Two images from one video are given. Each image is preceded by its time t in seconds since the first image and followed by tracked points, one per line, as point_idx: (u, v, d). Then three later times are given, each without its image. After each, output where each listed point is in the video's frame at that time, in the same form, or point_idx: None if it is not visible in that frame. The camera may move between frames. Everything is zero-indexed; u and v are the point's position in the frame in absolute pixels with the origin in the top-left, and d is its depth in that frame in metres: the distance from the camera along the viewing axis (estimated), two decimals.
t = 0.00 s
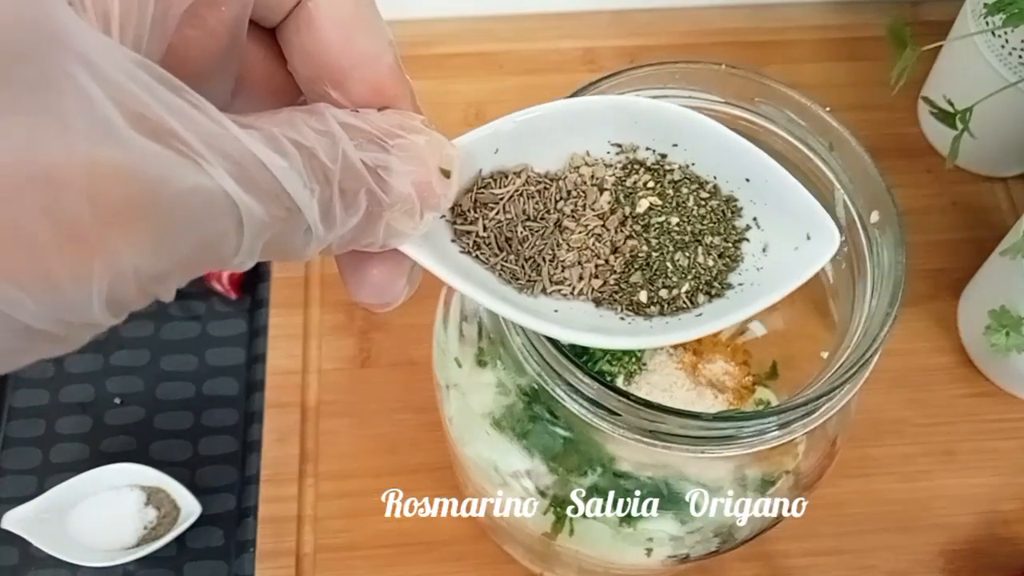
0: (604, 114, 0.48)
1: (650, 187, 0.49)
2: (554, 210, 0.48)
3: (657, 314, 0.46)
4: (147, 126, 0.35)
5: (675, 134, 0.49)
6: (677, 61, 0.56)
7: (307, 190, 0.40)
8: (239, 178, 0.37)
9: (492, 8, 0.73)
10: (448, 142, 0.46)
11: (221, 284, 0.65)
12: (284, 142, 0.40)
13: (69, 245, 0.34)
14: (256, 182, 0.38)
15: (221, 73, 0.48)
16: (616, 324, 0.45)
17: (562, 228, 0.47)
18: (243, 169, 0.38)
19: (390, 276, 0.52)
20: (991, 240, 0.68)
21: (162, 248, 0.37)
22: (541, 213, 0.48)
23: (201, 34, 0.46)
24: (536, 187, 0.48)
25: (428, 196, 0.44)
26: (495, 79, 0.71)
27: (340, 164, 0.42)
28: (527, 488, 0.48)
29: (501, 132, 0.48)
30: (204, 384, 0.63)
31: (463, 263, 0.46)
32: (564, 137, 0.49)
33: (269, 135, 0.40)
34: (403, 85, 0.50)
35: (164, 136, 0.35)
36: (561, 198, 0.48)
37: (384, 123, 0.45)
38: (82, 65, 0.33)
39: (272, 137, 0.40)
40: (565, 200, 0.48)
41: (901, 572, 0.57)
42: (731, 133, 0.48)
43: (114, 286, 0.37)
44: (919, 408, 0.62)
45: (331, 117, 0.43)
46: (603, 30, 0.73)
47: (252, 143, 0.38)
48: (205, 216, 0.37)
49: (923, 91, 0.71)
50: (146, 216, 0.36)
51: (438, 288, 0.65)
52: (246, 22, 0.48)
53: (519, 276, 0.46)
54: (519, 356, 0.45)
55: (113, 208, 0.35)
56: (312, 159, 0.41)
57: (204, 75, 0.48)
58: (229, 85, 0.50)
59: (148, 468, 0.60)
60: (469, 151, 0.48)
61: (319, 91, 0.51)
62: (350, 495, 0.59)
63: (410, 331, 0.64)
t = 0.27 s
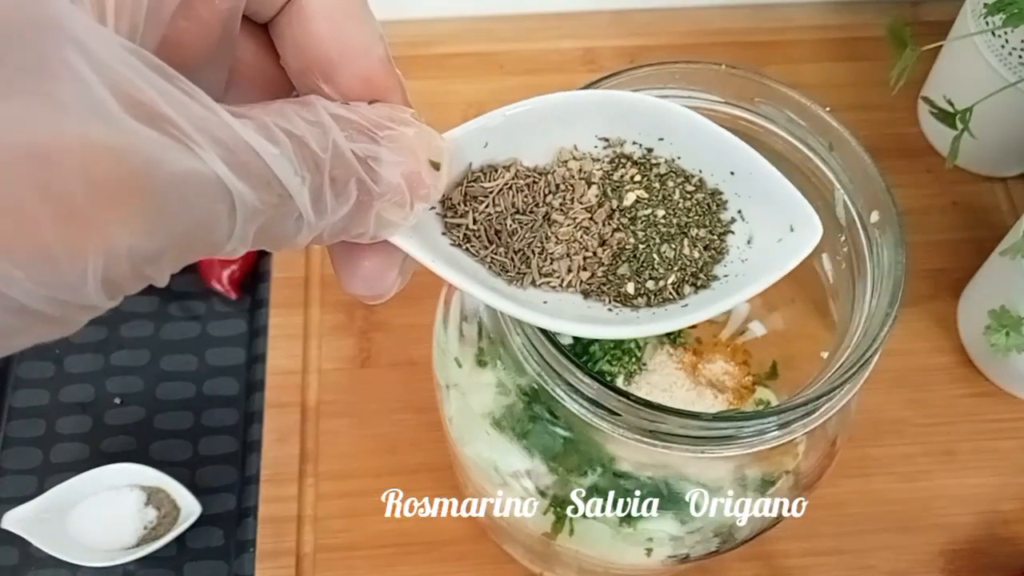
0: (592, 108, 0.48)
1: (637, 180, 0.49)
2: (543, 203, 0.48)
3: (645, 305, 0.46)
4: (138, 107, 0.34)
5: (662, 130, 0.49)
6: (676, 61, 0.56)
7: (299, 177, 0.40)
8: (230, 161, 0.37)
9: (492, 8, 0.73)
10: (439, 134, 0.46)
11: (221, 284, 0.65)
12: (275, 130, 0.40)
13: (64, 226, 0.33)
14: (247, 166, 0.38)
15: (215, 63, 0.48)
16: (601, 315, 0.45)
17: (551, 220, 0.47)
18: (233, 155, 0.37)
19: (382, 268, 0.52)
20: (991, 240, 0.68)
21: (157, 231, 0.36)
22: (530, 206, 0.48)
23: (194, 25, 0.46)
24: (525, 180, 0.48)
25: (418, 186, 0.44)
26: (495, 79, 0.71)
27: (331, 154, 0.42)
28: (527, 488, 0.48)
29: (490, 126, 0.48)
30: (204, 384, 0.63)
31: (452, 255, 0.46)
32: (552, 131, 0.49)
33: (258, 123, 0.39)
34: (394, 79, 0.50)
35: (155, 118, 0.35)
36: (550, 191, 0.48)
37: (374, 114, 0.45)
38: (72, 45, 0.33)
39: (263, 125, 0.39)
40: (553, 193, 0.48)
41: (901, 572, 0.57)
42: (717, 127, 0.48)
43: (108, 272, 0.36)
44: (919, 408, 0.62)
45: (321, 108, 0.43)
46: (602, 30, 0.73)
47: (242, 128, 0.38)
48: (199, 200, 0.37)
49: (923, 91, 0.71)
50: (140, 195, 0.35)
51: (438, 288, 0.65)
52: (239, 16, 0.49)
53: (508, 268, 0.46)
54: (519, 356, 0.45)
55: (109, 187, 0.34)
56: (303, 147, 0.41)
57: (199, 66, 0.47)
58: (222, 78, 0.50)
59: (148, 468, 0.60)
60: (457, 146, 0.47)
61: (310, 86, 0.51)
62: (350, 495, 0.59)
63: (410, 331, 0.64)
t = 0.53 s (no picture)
0: (594, 115, 0.48)
1: (638, 186, 0.49)
2: (545, 208, 0.48)
3: (646, 310, 0.46)
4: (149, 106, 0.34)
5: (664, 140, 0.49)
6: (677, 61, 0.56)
7: (306, 178, 0.40)
8: (239, 161, 0.37)
9: (492, 8, 0.73)
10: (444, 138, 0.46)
11: (221, 284, 0.65)
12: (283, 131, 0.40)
13: (77, 223, 0.33)
14: (256, 166, 0.38)
15: (221, 66, 0.48)
16: (600, 319, 0.45)
17: (553, 225, 0.47)
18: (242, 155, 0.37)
19: (387, 270, 0.52)
20: (990, 240, 0.68)
21: (167, 230, 0.36)
22: (533, 211, 0.48)
23: (202, 29, 0.46)
24: (528, 185, 0.48)
25: (423, 188, 0.44)
26: (495, 79, 0.71)
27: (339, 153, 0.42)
28: (527, 488, 0.48)
29: (494, 131, 0.48)
30: (204, 384, 0.63)
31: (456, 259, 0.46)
32: (555, 138, 0.49)
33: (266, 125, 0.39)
34: (398, 84, 0.50)
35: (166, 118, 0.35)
36: (552, 197, 0.48)
37: (379, 117, 0.45)
38: (83, 44, 0.33)
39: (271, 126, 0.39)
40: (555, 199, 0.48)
41: (901, 572, 0.57)
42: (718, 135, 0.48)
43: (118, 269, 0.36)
44: (919, 408, 0.62)
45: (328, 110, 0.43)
46: (602, 30, 0.73)
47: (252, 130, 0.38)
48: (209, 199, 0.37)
49: (923, 91, 0.71)
50: (151, 193, 0.35)
51: (437, 289, 0.65)
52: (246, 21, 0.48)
53: (511, 272, 0.46)
54: (519, 357, 0.45)
55: (121, 184, 0.34)
56: (309, 147, 0.41)
57: (205, 69, 0.47)
58: (228, 81, 0.50)
59: (148, 468, 0.60)
60: (462, 149, 0.48)
61: (315, 90, 0.51)
62: (351, 495, 0.59)
63: (410, 331, 0.64)
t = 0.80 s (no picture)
0: (598, 115, 0.48)
1: (644, 185, 0.49)
2: (553, 208, 0.48)
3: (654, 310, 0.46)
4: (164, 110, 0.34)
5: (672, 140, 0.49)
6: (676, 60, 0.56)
7: (319, 181, 0.40)
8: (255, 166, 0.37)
9: (492, 8, 0.73)
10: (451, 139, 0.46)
11: (222, 284, 0.65)
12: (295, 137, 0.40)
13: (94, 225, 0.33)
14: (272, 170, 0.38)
15: (233, 71, 0.48)
16: (607, 317, 0.45)
17: (560, 225, 0.47)
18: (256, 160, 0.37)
19: (396, 270, 0.51)
20: (990, 240, 0.68)
21: (185, 232, 0.36)
22: (540, 211, 0.48)
23: (214, 34, 0.47)
24: (534, 186, 0.48)
25: (432, 189, 0.44)
26: (495, 79, 0.71)
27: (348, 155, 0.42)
28: (527, 488, 0.48)
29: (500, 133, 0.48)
30: (204, 384, 0.63)
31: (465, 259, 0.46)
32: (561, 138, 0.49)
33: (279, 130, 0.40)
34: (407, 87, 0.50)
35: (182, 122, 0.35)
36: (559, 197, 0.48)
37: (390, 120, 0.45)
38: (98, 47, 0.33)
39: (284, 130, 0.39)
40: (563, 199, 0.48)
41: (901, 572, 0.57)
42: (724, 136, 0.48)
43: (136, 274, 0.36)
44: (919, 408, 0.62)
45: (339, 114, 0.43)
46: (602, 30, 0.73)
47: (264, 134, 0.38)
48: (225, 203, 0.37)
49: (923, 91, 0.71)
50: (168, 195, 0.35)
51: (437, 289, 0.65)
52: (257, 26, 0.48)
53: (519, 272, 0.46)
54: (519, 357, 0.45)
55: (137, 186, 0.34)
56: (322, 151, 0.41)
57: (217, 72, 0.48)
58: (239, 85, 0.50)
59: (148, 468, 0.60)
60: (470, 151, 0.48)
61: (325, 94, 0.50)
62: (351, 495, 0.59)
63: (410, 331, 0.64)
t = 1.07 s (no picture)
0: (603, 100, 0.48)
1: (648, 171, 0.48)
2: (557, 190, 0.47)
3: (652, 294, 0.47)
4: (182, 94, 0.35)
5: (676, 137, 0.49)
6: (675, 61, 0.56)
7: (331, 161, 0.40)
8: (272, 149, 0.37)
9: (492, 8, 0.73)
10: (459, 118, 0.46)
11: (221, 284, 0.65)
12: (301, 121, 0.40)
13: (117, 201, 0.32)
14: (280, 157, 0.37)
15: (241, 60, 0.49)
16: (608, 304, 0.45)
17: (564, 207, 0.47)
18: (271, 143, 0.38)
19: (395, 244, 0.51)
20: (991, 240, 0.68)
21: (200, 216, 0.35)
22: (544, 193, 0.47)
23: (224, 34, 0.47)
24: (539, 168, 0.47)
25: (443, 170, 0.44)
26: (495, 78, 0.71)
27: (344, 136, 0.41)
28: (528, 488, 0.48)
29: (508, 112, 0.47)
30: (204, 384, 0.63)
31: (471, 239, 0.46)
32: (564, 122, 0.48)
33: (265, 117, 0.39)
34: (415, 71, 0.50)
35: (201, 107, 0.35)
36: (563, 180, 0.48)
37: (395, 101, 0.45)
38: (116, 36, 0.33)
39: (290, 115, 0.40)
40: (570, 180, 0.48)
41: (901, 571, 0.57)
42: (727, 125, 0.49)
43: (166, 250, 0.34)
44: (919, 408, 0.62)
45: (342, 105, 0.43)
46: (602, 30, 0.73)
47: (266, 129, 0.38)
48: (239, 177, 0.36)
49: (923, 91, 0.71)
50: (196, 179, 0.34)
51: (437, 289, 0.65)
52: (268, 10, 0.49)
53: (522, 253, 0.46)
54: (519, 357, 0.45)
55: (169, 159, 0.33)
56: (335, 131, 0.41)
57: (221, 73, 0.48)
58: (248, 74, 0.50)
59: (148, 468, 0.60)
60: (477, 130, 0.47)
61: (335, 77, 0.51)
62: (351, 495, 0.59)
63: (410, 331, 0.64)
